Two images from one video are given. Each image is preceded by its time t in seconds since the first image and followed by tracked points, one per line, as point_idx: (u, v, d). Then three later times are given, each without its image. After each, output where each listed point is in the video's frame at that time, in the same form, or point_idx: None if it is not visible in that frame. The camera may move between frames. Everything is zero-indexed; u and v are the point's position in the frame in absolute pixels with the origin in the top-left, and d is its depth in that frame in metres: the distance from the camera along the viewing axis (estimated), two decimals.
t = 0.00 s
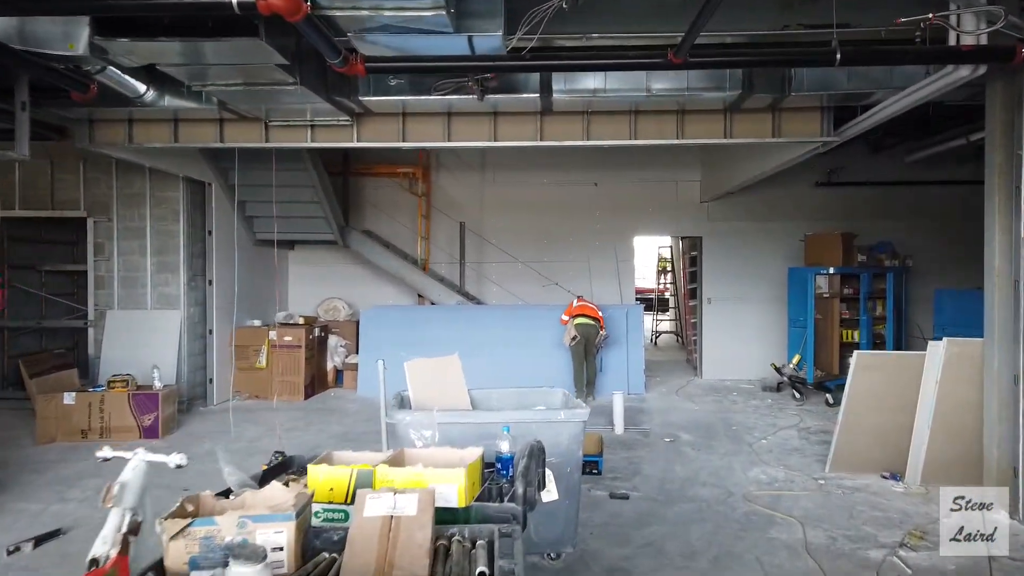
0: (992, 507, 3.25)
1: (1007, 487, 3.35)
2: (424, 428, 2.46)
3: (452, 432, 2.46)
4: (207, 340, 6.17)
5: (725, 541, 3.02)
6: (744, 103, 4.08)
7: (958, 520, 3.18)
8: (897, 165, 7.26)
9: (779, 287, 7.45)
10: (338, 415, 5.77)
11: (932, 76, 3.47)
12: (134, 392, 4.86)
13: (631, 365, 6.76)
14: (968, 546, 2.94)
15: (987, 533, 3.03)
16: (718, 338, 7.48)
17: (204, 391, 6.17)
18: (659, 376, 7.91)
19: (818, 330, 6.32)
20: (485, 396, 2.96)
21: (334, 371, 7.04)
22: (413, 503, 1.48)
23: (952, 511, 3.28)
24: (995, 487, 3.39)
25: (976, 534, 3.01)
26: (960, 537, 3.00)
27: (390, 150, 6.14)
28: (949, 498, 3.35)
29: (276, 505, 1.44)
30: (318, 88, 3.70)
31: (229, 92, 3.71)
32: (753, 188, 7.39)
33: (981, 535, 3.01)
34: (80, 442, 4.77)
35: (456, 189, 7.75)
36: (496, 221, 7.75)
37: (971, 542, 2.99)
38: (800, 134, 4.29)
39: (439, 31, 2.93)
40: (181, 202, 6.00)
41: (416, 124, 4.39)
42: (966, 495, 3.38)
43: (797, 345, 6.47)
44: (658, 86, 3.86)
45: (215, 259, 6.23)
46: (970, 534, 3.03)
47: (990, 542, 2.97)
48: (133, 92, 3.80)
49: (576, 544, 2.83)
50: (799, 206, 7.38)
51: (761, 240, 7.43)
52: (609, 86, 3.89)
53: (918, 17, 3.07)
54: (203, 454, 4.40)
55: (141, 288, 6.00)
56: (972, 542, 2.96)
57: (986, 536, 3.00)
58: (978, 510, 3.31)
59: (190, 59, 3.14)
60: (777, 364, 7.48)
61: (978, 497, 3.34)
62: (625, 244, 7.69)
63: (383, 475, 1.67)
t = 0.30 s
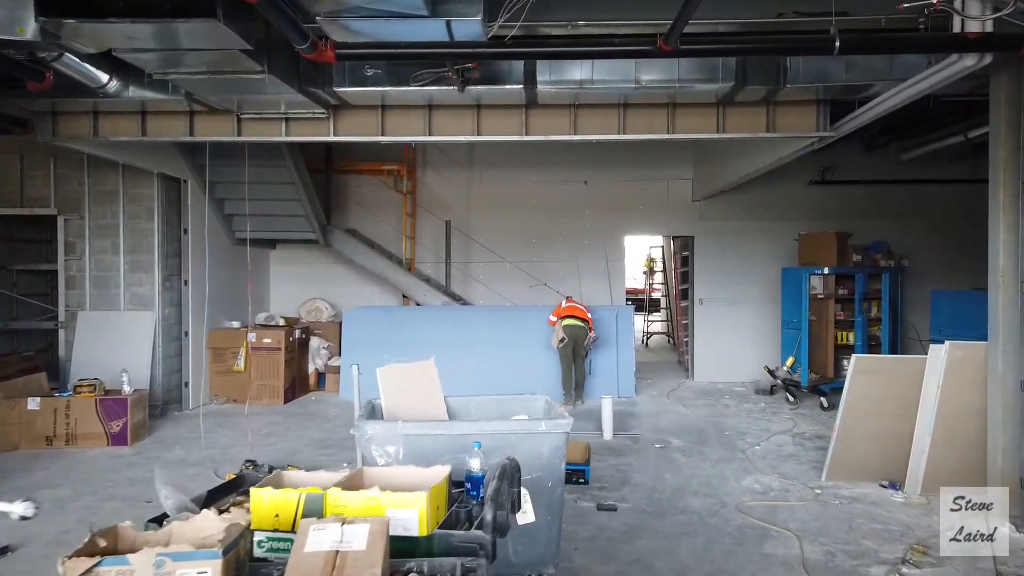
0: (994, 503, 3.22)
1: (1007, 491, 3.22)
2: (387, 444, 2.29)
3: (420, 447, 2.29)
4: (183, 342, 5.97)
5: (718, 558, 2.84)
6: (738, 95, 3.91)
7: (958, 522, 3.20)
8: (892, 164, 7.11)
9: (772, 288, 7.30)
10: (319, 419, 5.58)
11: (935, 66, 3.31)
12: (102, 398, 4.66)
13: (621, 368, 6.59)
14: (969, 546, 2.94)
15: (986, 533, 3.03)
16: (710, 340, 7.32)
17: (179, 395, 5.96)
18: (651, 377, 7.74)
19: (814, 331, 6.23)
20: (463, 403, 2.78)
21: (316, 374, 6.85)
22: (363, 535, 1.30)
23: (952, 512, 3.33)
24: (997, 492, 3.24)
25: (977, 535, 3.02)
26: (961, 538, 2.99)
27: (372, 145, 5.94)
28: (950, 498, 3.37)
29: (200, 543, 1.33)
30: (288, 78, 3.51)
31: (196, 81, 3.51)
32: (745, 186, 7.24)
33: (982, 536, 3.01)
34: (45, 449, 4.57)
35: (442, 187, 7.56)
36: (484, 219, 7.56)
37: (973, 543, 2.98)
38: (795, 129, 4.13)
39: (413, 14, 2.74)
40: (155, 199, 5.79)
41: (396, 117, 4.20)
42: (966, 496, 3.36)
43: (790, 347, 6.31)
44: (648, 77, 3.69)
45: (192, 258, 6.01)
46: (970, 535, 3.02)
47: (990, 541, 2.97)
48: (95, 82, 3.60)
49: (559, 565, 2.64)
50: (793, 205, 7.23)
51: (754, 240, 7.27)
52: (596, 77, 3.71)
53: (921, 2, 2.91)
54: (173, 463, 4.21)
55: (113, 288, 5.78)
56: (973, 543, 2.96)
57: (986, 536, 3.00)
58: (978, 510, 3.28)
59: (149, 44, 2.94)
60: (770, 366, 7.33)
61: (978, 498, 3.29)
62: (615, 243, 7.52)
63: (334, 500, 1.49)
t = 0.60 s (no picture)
0: (996, 504, 3.08)
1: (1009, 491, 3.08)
2: (341, 459, 2.10)
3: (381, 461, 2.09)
4: (159, 343, 5.73)
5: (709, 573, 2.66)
6: (731, 84, 3.73)
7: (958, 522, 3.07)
8: (890, 160, 6.95)
9: (767, 287, 7.13)
10: (299, 423, 5.39)
11: (940, 51, 3.13)
12: (69, 402, 4.45)
13: (612, 370, 6.41)
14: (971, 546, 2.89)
15: (987, 533, 2.97)
16: (704, 340, 7.15)
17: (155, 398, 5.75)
18: (644, 379, 7.56)
19: (810, 332, 5.98)
20: (438, 410, 2.59)
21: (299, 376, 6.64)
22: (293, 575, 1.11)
23: (951, 511, 3.18)
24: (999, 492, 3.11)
25: (977, 534, 2.96)
26: (960, 538, 2.95)
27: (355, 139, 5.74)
28: (949, 498, 3.22)
29: None
30: (257, 64, 3.32)
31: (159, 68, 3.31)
32: (740, 183, 7.06)
33: (982, 535, 2.96)
34: (8, 456, 4.36)
35: (430, 183, 7.37)
36: (472, 216, 7.37)
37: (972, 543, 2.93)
38: (791, 120, 3.95)
39: None
40: (129, 194, 5.53)
41: (374, 108, 4.02)
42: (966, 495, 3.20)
43: (786, 348, 6.15)
44: (637, 64, 3.52)
45: (168, 256, 5.80)
46: (970, 535, 2.97)
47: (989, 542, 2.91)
48: (53, 68, 3.39)
49: None
50: (788, 202, 7.06)
51: (749, 238, 7.10)
52: (583, 64, 3.52)
53: None
54: (140, 472, 4.01)
55: (86, 288, 5.55)
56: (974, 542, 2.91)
57: (986, 536, 2.95)
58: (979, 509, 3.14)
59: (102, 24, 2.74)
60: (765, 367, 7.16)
61: (978, 497, 3.15)
62: (607, 242, 7.34)
63: (269, 527, 1.30)
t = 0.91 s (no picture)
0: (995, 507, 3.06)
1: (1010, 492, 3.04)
2: (290, 493, 1.92)
3: (344, 489, 1.92)
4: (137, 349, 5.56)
5: None
6: (728, 80, 3.56)
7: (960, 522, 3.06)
8: (890, 160, 6.78)
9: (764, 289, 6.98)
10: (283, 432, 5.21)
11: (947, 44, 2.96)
12: (38, 412, 4.27)
13: (607, 376, 6.24)
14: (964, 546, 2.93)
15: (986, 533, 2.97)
16: (701, 344, 6.99)
17: (134, 405, 5.57)
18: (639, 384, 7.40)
19: (810, 337, 5.81)
20: (414, 427, 2.41)
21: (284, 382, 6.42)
22: None
23: (951, 511, 3.13)
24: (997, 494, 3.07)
25: (976, 535, 2.96)
26: (958, 538, 2.97)
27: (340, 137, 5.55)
28: (948, 498, 3.15)
29: None
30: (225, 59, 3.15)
31: (124, 62, 3.13)
32: (736, 184, 6.90)
33: (981, 535, 2.96)
34: None
35: (419, 184, 7.19)
36: (463, 218, 7.19)
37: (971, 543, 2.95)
38: (790, 118, 3.79)
39: None
40: (107, 195, 5.36)
41: (355, 105, 3.84)
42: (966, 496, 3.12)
43: (784, 352, 5.98)
44: (628, 58, 3.34)
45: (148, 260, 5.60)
46: (970, 535, 2.97)
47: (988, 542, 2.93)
48: (13, 62, 3.21)
49: None
50: (786, 203, 6.89)
51: (747, 239, 6.94)
52: (572, 58, 3.35)
53: None
54: (110, 487, 3.83)
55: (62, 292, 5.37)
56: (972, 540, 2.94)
57: (985, 536, 2.96)
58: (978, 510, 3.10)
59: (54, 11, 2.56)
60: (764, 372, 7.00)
61: (978, 498, 3.10)
62: (601, 243, 7.16)
63: None
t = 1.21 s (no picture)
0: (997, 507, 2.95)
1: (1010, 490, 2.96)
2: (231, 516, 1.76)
3: (308, 504, 1.74)
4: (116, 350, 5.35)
5: None
6: (727, 67, 3.39)
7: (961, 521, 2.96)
8: (893, 156, 6.62)
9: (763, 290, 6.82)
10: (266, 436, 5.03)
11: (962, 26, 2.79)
12: (6, 415, 4.08)
13: (602, 378, 6.07)
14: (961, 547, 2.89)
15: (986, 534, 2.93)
16: (698, 345, 6.83)
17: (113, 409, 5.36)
18: (635, 386, 7.22)
19: (811, 338, 5.63)
20: (391, 434, 2.23)
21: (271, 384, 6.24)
22: None
23: (950, 511, 2.98)
24: (1000, 493, 2.96)
25: (975, 534, 2.92)
26: (957, 537, 2.93)
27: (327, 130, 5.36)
28: (949, 496, 2.99)
29: None
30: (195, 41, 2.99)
31: (88, 44, 2.95)
32: (735, 181, 6.73)
33: (981, 535, 2.92)
34: None
35: (410, 181, 7.00)
36: (455, 216, 7.01)
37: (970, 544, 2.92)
38: (793, 109, 3.62)
39: None
40: (85, 191, 5.14)
41: (337, 94, 3.67)
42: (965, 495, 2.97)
43: (784, 353, 5.79)
44: (623, 43, 3.17)
45: (127, 258, 5.35)
46: (969, 535, 2.93)
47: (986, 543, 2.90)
48: None
49: None
50: (786, 200, 6.73)
51: (746, 238, 6.78)
52: (564, 43, 3.18)
53: None
54: (79, 495, 3.65)
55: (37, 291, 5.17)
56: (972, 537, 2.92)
57: (985, 536, 2.92)
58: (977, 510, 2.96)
59: None
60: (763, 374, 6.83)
61: (978, 497, 2.97)
62: (597, 242, 6.99)
63: None
